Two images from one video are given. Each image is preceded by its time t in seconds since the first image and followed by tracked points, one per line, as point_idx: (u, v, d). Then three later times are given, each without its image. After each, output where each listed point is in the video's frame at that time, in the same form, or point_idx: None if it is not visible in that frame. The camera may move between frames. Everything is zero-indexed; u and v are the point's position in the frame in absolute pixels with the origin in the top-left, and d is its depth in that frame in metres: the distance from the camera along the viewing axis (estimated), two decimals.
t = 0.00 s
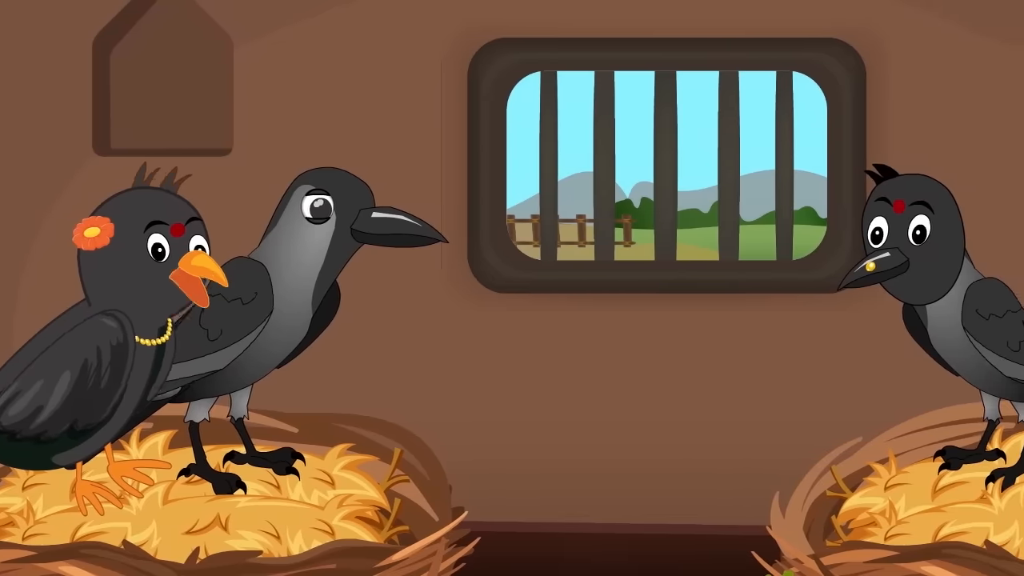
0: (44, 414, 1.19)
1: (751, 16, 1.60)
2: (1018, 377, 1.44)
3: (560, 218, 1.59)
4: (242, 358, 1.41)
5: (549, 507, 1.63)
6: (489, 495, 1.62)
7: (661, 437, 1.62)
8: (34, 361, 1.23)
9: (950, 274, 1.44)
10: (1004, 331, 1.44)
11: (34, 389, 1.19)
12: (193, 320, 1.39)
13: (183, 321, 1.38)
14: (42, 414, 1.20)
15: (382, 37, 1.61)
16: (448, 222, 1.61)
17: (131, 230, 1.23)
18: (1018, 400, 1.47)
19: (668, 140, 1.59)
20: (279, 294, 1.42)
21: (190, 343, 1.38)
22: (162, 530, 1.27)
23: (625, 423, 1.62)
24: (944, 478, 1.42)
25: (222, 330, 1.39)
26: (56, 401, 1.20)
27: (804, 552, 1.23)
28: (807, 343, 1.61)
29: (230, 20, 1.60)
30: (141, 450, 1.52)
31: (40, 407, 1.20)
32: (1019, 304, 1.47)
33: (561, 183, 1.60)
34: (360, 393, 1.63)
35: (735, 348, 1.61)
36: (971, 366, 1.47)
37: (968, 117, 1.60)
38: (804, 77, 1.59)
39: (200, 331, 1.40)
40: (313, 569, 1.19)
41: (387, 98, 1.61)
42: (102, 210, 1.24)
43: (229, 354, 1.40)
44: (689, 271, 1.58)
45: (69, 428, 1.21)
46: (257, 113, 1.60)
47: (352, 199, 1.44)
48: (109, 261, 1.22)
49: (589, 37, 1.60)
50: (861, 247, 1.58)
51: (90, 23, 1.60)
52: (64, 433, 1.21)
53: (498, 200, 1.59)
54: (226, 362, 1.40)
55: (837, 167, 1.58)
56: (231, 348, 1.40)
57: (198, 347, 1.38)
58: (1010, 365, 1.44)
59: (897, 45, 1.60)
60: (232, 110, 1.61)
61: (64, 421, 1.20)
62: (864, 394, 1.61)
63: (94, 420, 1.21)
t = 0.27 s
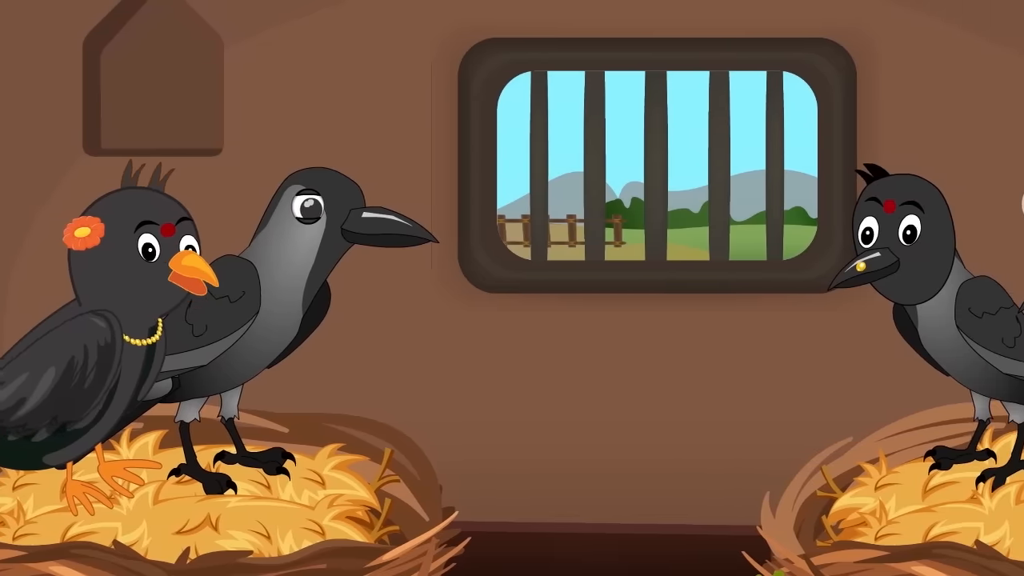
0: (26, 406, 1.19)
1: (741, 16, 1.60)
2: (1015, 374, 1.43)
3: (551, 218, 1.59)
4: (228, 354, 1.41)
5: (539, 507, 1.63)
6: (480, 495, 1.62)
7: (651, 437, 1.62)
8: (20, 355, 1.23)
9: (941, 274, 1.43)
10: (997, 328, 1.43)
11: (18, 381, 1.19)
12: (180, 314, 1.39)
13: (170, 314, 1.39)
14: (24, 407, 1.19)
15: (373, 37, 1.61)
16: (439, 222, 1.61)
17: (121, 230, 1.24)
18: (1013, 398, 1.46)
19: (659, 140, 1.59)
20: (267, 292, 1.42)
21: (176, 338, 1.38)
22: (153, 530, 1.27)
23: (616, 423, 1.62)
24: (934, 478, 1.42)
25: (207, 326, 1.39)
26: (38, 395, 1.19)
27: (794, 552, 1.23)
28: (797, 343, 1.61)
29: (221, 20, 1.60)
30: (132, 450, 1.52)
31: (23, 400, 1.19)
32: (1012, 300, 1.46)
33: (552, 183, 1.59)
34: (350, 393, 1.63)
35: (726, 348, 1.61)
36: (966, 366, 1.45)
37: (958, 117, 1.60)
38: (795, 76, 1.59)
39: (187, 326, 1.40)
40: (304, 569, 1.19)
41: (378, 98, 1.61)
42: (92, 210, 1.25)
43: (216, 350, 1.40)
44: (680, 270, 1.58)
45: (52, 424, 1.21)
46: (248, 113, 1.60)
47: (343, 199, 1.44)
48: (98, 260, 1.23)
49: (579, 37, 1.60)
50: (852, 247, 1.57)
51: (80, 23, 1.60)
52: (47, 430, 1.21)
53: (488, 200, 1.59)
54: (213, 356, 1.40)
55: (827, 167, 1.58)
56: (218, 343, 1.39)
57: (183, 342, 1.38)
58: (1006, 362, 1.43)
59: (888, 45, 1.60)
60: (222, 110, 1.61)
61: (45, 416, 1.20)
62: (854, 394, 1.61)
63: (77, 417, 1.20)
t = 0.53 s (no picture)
0: (21, 410, 1.20)
1: (731, 16, 1.60)
2: (1004, 374, 1.43)
3: (541, 218, 1.59)
4: (219, 354, 1.41)
5: (529, 507, 1.63)
6: (470, 495, 1.62)
7: (641, 437, 1.62)
8: (13, 356, 1.23)
9: (932, 274, 1.43)
10: (987, 328, 1.42)
11: (11, 385, 1.20)
12: (169, 314, 1.39)
13: (160, 314, 1.38)
14: (19, 410, 1.20)
15: (363, 37, 1.61)
16: (429, 222, 1.61)
17: (111, 230, 1.24)
18: (1002, 398, 1.46)
19: (649, 140, 1.59)
20: (257, 292, 1.42)
21: (166, 338, 1.38)
22: (143, 530, 1.27)
23: (606, 423, 1.62)
24: (924, 478, 1.43)
25: (197, 326, 1.39)
26: (31, 398, 1.20)
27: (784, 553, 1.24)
28: (788, 343, 1.61)
29: (211, 20, 1.60)
30: (122, 450, 1.52)
31: (17, 404, 1.20)
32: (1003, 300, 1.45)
33: (542, 183, 1.59)
34: (340, 393, 1.63)
35: (716, 348, 1.61)
36: (955, 364, 1.45)
37: (948, 117, 1.60)
38: (785, 77, 1.59)
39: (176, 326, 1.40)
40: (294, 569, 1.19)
41: (368, 98, 1.61)
42: (83, 209, 1.24)
43: (205, 349, 1.40)
44: (670, 270, 1.58)
45: (46, 425, 1.22)
46: (238, 114, 1.60)
47: (333, 199, 1.44)
48: (89, 261, 1.23)
49: (569, 37, 1.60)
50: (842, 247, 1.57)
51: (70, 23, 1.60)
52: (42, 432, 1.22)
53: (478, 200, 1.59)
54: (203, 356, 1.40)
55: (817, 166, 1.58)
56: (208, 343, 1.39)
57: (174, 343, 1.38)
58: (996, 362, 1.42)
59: (878, 45, 1.60)
60: (213, 110, 1.61)
61: (40, 420, 1.21)
62: (844, 394, 1.61)
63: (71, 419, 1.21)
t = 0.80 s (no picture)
0: (17, 413, 1.20)
1: (721, 16, 1.60)
2: (994, 374, 1.42)
3: (531, 218, 1.59)
4: (209, 354, 1.40)
5: (520, 507, 1.63)
6: (460, 495, 1.62)
7: (631, 437, 1.62)
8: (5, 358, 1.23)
9: (922, 274, 1.44)
10: (977, 328, 1.42)
11: (5, 388, 1.20)
12: (160, 314, 1.38)
13: (150, 314, 1.38)
14: (14, 413, 1.20)
15: (353, 37, 1.61)
16: (419, 223, 1.61)
17: (102, 230, 1.24)
18: (992, 398, 1.45)
19: (639, 140, 1.60)
20: (247, 292, 1.41)
21: (157, 338, 1.38)
22: (134, 530, 1.27)
23: (596, 423, 1.62)
24: (914, 478, 1.43)
25: (188, 326, 1.39)
26: (27, 400, 1.20)
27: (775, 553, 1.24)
28: (779, 343, 1.61)
29: (202, 20, 1.61)
30: (112, 450, 1.52)
31: (13, 406, 1.20)
32: (993, 303, 1.46)
33: (533, 183, 1.59)
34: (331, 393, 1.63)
35: (706, 348, 1.61)
36: (946, 365, 1.44)
37: (939, 117, 1.60)
38: (776, 77, 1.59)
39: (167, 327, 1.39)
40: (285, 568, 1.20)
41: (359, 98, 1.61)
42: (74, 209, 1.25)
43: (195, 349, 1.39)
44: (660, 270, 1.58)
45: (40, 427, 1.22)
46: (229, 113, 1.60)
47: (324, 199, 1.44)
48: (80, 260, 1.23)
49: (560, 37, 1.60)
50: (833, 247, 1.57)
51: (61, 23, 1.60)
52: (35, 434, 1.22)
53: (469, 200, 1.59)
54: (193, 357, 1.40)
55: (807, 166, 1.58)
56: (198, 343, 1.39)
57: (165, 342, 1.38)
58: (986, 362, 1.42)
59: (869, 45, 1.60)
60: (203, 110, 1.61)
61: (35, 422, 1.21)
62: (834, 395, 1.61)
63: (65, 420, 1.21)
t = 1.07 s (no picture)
0: (4, 411, 1.20)
1: (711, 16, 1.60)
2: (985, 373, 1.42)
3: (522, 218, 1.59)
4: (200, 354, 1.40)
5: (510, 507, 1.63)
6: (450, 495, 1.62)
7: (622, 437, 1.62)
8: None
9: (913, 274, 1.43)
10: (968, 328, 1.42)
11: None
12: (151, 314, 1.38)
13: (141, 313, 1.38)
14: (2, 412, 1.21)
15: (344, 37, 1.61)
16: (410, 222, 1.61)
17: (93, 230, 1.24)
18: (983, 398, 1.45)
19: (630, 140, 1.60)
20: (237, 291, 1.41)
21: (148, 338, 1.38)
22: (125, 530, 1.26)
23: (586, 423, 1.62)
24: (905, 478, 1.42)
25: (179, 326, 1.38)
26: (17, 399, 1.20)
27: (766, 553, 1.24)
28: (768, 343, 1.61)
29: (192, 20, 1.61)
30: (103, 450, 1.51)
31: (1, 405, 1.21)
32: (987, 304, 1.45)
33: (523, 183, 1.59)
34: (322, 393, 1.63)
35: (697, 348, 1.61)
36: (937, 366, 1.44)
37: (929, 117, 1.60)
38: (766, 76, 1.59)
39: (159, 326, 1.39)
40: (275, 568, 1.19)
41: (349, 98, 1.61)
42: (64, 210, 1.24)
43: (186, 349, 1.39)
44: (651, 270, 1.58)
45: (30, 426, 1.22)
46: (220, 113, 1.61)
47: (314, 199, 1.43)
48: (70, 261, 1.23)
49: (550, 37, 1.60)
50: (823, 247, 1.57)
51: (51, 23, 1.60)
52: (24, 433, 1.22)
53: (459, 200, 1.59)
54: (184, 357, 1.39)
55: (797, 166, 1.58)
56: (188, 343, 1.38)
57: (154, 343, 1.38)
58: (976, 362, 1.42)
59: (859, 45, 1.60)
60: (194, 110, 1.61)
61: (23, 421, 1.21)
62: (825, 394, 1.61)
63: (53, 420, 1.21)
